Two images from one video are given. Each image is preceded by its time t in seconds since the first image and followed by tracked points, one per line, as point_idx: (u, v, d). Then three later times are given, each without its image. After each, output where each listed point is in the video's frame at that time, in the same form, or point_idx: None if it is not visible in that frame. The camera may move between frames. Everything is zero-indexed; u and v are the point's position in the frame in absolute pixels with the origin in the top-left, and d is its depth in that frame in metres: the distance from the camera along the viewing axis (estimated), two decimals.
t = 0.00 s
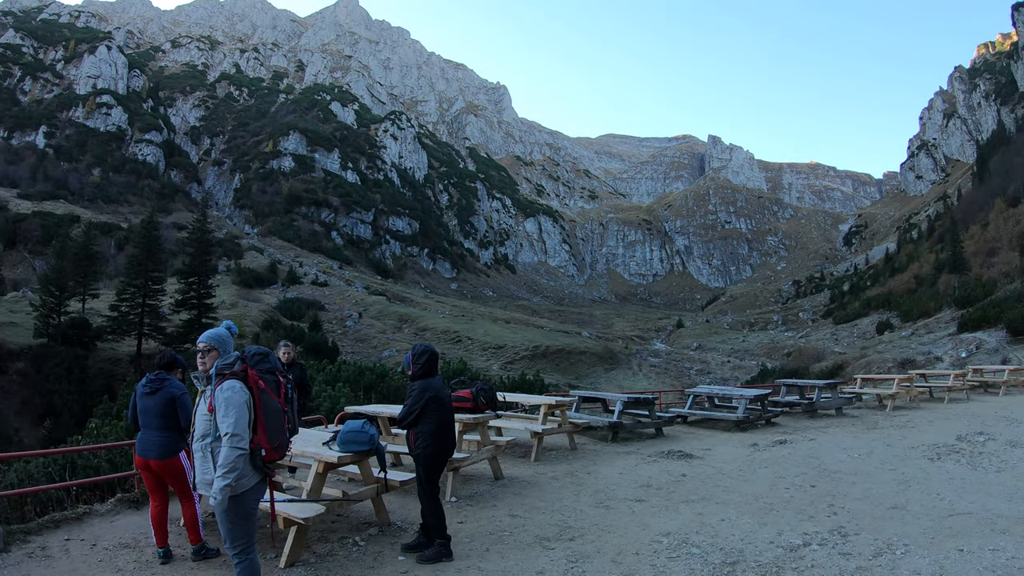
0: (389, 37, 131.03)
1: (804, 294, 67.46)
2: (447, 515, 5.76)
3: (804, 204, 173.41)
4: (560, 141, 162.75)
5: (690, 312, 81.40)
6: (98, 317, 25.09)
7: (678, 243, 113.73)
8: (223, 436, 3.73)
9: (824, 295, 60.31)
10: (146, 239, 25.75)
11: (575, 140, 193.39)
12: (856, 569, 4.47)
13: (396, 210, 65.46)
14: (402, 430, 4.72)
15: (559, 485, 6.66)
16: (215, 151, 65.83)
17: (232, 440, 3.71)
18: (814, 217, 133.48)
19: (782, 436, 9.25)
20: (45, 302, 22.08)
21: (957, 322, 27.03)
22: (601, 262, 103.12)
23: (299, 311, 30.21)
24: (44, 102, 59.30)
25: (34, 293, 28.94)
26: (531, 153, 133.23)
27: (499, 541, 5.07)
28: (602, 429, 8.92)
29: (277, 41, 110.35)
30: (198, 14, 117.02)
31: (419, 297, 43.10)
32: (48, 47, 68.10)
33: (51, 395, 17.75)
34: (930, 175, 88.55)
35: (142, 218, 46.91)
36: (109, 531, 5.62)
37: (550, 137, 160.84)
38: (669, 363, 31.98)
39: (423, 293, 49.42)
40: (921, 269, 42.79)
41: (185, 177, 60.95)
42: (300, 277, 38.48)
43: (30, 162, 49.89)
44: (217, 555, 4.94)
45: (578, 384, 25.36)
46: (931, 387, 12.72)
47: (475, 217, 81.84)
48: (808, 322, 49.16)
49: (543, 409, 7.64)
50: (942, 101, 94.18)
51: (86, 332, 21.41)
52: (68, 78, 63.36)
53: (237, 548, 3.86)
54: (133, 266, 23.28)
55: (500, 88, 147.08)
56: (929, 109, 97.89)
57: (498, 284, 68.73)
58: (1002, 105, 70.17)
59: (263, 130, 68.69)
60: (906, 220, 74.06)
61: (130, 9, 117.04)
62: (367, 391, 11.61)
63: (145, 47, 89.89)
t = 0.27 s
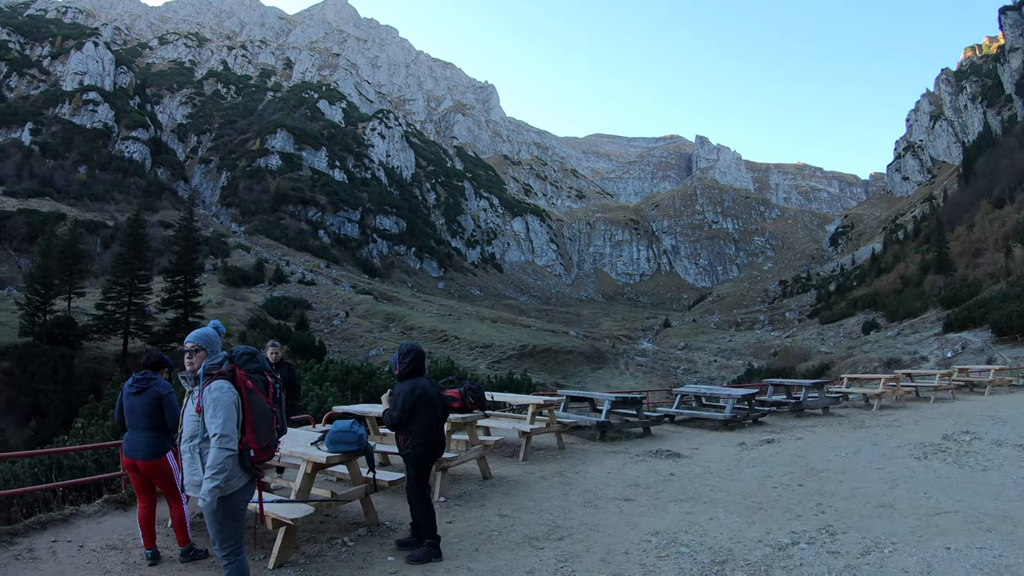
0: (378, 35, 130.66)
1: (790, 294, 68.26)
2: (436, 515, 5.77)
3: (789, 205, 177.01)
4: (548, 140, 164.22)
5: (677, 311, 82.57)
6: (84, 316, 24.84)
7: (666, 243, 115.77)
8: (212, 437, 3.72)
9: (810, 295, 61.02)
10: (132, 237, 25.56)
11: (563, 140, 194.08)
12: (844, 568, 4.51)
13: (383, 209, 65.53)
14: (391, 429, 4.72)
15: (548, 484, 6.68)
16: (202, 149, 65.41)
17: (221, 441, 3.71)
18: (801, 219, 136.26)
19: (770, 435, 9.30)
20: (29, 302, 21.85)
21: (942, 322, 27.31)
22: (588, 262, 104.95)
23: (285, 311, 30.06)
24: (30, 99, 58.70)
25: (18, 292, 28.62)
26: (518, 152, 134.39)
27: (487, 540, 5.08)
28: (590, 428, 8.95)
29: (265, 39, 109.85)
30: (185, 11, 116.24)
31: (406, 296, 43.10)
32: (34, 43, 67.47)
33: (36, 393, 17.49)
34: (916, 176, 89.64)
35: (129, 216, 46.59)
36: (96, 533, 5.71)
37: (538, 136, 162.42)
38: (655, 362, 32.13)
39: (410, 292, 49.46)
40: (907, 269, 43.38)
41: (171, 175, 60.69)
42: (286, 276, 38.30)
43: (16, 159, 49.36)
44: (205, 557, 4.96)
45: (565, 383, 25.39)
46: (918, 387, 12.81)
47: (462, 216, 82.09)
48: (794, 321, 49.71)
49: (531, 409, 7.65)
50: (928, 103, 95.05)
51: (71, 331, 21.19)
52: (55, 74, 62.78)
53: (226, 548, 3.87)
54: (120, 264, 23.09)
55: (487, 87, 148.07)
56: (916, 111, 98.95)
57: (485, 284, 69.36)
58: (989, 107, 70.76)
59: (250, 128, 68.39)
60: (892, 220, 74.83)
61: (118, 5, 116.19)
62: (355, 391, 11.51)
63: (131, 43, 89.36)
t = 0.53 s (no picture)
0: (369, 38, 130.85)
1: (781, 296, 68.88)
2: (430, 519, 5.76)
3: (778, 207, 179.53)
4: (538, 144, 165.36)
5: (667, 314, 83.56)
6: (73, 320, 24.67)
7: (656, 246, 117.28)
8: (205, 443, 3.72)
9: (800, 297, 61.55)
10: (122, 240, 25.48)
11: (554, 143, 195.03)
12: (837, 571, 4.51)
13: (374, 211, 65.70)
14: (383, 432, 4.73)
15: (541, 488, 6.69)
16: (192, 152, 65.15)
17: (213, 447, 3.71)
18: (791, 221, 137.86)
19: (761, 437, 9.35)
20: (18, 305, 21.72)
21: (931, 324, 27.54)
22: (579, 264, 106.19)
23: (276, 314, 29.97)
24: (19, 100, 58.33)
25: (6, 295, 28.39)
26: (509, 155, 135.14)
27: (481, 545, 5.08)
28: (581, 431, 8.97)
29: (256, 41, 109.74)
30: (176, 13, 115.96)
31: (396, 298, 43.13)
32: (24, 44, 67.12)
33: (26, 397, 17.30)
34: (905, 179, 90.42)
35: (118, 219, 46.38)
36: (87, 539, 5.73)
37: (529, 139, 163.71)
38: (646, 364, 32.28)
39: (400, 295, 49.53)
40: (896, 271, 43.85)
41: (162, 177, 60.49)
42: (277, 279, 38.23)
43: (5, 160, 48.98)
44: (197, 562, 4.98)
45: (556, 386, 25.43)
46: (909, 388, 12.88)
47: (453, 219, 82.69)
48: (784, 323, 50.09)
49: (523, 412, 7.67)
50: (917, 107, 95.87)
51: (61, 335, 21.05)
52: (45, 76, 62.46)
53: (219, 555, 3.86)
54: (110, 267, 23.11)
55: (478, 91, 149.02)
56: (905, 114, 99.81)
57: (475, 287, 69.87)
58: (977, 111, 71.26)
59: (241, 130, 68.27)
60: (882, 223, 75.48)
61: (110, 6, 115.84)
62: (346, 394, 11.56)
63: (122, 45, 89.14)
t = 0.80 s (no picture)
0: (361, 42, 130.99)
1: (771, 300, 69.43)
2: (422, 524, 5.75)
3: (768, 212, 181.29)
4: (530, 148, 166.06)
5: (657, 319, 84.29)
6: (63, 324, 24.51)
7: (647, 251, 118.23)
8: (197, 450, 3.70)
9: (789, 302, 62.12)
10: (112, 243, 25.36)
11: (545, 148, 195.98)
12: (831, 574, 4.52)
13: (365, 216, 65.73)
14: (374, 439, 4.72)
15: (533, 493, 6.68)
16: (183, 156, 64.85)
17: (205, 454, 3.68)
18: (782, 226, 139.63)
19: (752, 441, 9.38)
20: (8, 309, 21.58)
21: (922, 328, 27.78)
22: (570, 269, 106.99)
23: (267, 318, 29.88)
24: (9, 102, 57.98)
25: None
26: (500, 160, 135.74)
27: (473, 551, 5.06)
28: (573, 436, 8.99)
29: (247, 44, 109.64)
30: (168, 16, 115.68)
31: (387, 303, 43.13)
32: (14, 47, 66.77)
33: (14, 402, 17.16)
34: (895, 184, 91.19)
35: (109, 222, 46.14)
36: (77, 546, 5.69)
37: (520, 143, 164.43)
38: (636, 369, 32.42)
39: (391, 299, 49.53)
40: (886, 276, 44.28)
41: (152, 181, 60.19)
42: (268, 283, 38.12)
43: None
44: (190, 569, 4.96)
45: (547, 391, 25.45)
46: (899, 392, 12.95)
47: (444, 224, 82.90)
48: (775, 328, 50.34)
49: (515, 417, 7.66)
50: (907, 112, 96.71)
51: (51, 339, 20.91)
52: (35, 78, 62.15)
53: (212, 561, 3.84)
54: (100, 271, 23.02)
55: (470, 95, 149.53)
56: (895, 119, 100.69)
57: (466, 292, 70.19)
58: (966, 116, 71.90)
59: (232, 134, 68.08)
60: (873, 227, 75.99)
61: (101, 9, 115.42)
62: (337, 399, 11.55)
63: (113, 48, 88.89)
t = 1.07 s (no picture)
0: (354, 46, 131.11)
1: (763, 306, 69.72)
2: (413, 531, 5.73)
3: (760, 218, 182.56)
4: (522, 154, 166.46)
5: (648, 325, 84.78)
6: (54, 327, 24.34)
7: (638, 256, 118.96)
8: (188, 457, 3.66)
9: (781, 307, 62.44)
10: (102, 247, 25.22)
11: (538, 153, 196.67)
12: None
13: (357, 221, 65.69)
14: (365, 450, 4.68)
15: (525, 499, 6.67)
16: (175, 159, 64.54)
17: (196, 460, 3.65)
18: (773, 232, 140.46)
19: (744, 447, 9.39)
20: None
21: (913, 334, 27.93)
22: (562, 275, 107.56)
23: (258, 322, 29.74)
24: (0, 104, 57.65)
25: None
26: (492, 165, 136.14)
27: (465, 556, 5.06)
28: (565, 443, 8.99)
29: (241, 48, 109.50)
30: (161, 19, 115.43)
31: (379, 308, 43.08)
32: (6, 48, 66.44)
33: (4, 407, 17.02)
34: (886, 190, 91.78)
35: (100, 225, 45.90)
36: (68, 552, 5.64)
37: (512, 149, 164.89)
38: (628, 374, 32.45)
39: (382, 304, 49.49)
40: (877, 282, 44.55)
41: (144, 184, 59.85)
42: (260, 287, 37.98)
43: None
44: (181, 575, 4.92)
45: (538, 397, 25.45)
46: (890, 398, 13.01)
47: (436, 229, 82.97)
48: (766, 333, 50.48)
49: (507, 423, 7.65)
50: (898, 118, 97.49)
51: (42, 342, 20.77)
52: (27, 80, 61.85)
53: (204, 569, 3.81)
54: (91, 274, 22.92)
55: (463, 100, 149.92)
56: (886, 126, 101.41)
57: (458, 297, 70.31)
58: (957, 122, 72.44)
59: (225, 138, 67.88)
60: (864, 233, 76.37)
61: (94, 11, 115.02)
62: (329, 404, 11.52)
63: (105, 50, 88.60)
